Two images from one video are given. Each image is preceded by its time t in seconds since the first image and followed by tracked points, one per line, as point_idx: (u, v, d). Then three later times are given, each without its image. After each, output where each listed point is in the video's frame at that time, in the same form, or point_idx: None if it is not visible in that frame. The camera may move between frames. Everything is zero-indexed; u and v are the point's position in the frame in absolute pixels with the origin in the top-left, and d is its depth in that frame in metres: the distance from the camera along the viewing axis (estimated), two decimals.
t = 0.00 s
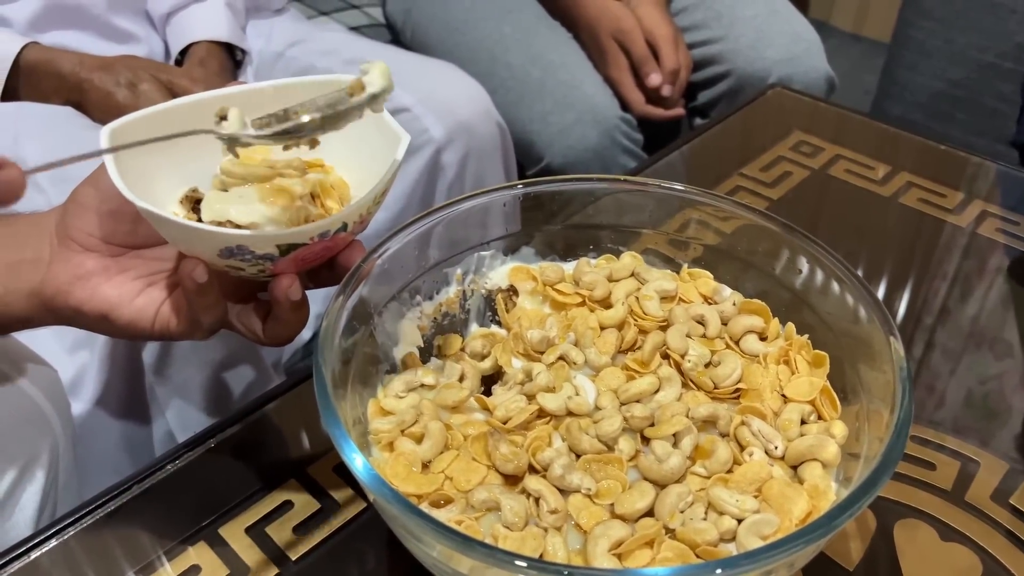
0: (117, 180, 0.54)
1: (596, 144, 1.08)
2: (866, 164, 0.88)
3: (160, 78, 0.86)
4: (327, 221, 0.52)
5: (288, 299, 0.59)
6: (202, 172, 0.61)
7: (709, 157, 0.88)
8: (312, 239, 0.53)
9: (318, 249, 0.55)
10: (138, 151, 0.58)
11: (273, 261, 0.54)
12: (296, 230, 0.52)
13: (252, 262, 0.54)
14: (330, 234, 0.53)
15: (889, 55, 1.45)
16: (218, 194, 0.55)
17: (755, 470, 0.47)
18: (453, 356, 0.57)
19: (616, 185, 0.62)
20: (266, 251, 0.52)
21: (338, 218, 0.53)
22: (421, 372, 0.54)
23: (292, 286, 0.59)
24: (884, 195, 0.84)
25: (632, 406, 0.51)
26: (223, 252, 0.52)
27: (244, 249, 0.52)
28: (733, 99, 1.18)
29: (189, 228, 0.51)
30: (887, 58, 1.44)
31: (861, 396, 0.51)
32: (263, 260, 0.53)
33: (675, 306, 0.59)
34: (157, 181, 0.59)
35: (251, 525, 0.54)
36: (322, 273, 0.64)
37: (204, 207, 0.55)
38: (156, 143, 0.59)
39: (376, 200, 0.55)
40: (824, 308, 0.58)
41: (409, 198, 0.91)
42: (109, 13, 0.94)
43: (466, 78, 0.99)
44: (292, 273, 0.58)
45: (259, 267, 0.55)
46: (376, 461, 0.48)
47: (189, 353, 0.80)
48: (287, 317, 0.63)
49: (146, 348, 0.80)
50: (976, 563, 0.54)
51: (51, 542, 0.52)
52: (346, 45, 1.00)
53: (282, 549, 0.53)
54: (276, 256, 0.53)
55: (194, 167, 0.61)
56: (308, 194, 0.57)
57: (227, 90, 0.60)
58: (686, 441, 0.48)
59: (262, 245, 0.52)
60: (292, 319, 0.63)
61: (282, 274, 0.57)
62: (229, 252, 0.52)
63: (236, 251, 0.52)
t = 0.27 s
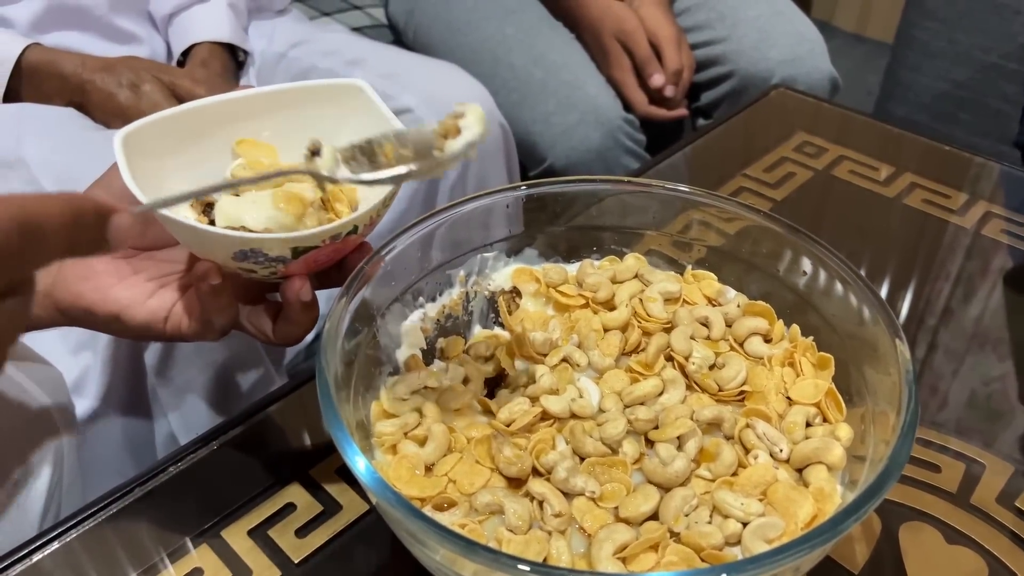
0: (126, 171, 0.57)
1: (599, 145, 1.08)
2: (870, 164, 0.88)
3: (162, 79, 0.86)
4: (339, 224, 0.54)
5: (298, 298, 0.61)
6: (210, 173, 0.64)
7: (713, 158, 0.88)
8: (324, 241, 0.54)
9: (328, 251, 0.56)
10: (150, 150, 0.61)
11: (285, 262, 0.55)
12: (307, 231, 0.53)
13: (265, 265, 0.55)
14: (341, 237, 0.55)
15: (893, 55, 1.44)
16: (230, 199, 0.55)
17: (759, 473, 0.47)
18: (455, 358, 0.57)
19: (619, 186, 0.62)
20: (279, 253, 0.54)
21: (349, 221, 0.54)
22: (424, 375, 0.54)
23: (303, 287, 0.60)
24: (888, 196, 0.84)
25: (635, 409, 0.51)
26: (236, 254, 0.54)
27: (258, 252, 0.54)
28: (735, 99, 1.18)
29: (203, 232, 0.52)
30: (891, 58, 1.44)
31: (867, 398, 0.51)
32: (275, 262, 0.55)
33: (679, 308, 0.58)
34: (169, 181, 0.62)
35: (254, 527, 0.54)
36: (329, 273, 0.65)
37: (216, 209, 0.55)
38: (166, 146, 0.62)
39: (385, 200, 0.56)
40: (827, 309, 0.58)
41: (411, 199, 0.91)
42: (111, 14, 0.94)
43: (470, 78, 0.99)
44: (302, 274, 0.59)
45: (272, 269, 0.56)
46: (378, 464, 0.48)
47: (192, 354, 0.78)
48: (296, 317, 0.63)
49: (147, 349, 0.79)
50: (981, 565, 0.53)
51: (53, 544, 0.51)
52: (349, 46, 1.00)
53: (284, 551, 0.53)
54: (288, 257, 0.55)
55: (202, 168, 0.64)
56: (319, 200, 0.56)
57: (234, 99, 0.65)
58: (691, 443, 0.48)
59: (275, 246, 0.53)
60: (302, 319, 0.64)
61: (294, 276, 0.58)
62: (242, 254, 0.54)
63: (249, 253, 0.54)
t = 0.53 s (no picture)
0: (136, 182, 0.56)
1: (599, 146, 1.08)
2: (870, 166, 0.87)
3: (160, 81, 0.86)
4: (345, 227, 0.55)
5: (306, 303, 0.60)
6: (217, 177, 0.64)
7: (713, 159, 0.87)
8: (330, 244, 0.55)
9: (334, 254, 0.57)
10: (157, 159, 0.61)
11: (292, 266, 0.56)
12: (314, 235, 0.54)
13: (273, 268, 0.56)
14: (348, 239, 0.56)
15: (893, 56, 1.44)
16: (238, 207, 0.57)
17: (759, 478, 0.46)
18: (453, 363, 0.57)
19: (618, 189, 0.62)
20: (287, 256, 0.55)
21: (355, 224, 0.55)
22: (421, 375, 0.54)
23: (309, 290, 0.59)
24: (889, 198, 0.84)
25: (635, 413, 0.50)
26: (244, 258, 0.55)
27: (266, 254, 0.54)
28: (736, 100, 1.17)
29: (214, 236, 0.53)
30: (892, 58, 1.43)
31: (867, 402, 0.51)
32: (284, 265, 0.56)
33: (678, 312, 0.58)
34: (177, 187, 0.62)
35: (252, 532, 0.54)
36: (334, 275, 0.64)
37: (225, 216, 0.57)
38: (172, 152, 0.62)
39: (390, 204, 0.58)
40: (828, 312, 0.57)
41: (410, 201, 0.91)
42: (111, 16, 0.94)
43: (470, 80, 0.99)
44: (309, 275, 0.59)
45: (279, 272, 0.57)
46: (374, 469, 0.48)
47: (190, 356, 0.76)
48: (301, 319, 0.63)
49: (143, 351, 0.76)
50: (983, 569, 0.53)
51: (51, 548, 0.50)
52: (349, 47, 0.99)
53: (282, 555, 0.53)
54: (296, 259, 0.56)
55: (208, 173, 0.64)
56: (324, 205, 0.59)
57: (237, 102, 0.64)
58: (690, 448, 0.48)
59: (284, 250, 0.54)
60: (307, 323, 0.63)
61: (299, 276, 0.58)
62: (250, 258, 0.55)
63: (258, 257, 0.55)
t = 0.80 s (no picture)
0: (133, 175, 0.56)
1: (598, 145, 1.07)
2: (870, 164, 0.87)
3: (158, 80, 0.86)
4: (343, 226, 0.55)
5: (306, 301, 0.60)
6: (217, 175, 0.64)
7: (713, 158, 0.87)
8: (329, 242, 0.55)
9: (332, 252, 0.57)
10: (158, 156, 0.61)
11: (291, 265, 0.56)
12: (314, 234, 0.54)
13: (271, 267, 0.56)
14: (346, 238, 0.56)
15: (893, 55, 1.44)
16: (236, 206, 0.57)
17: (758, 477, 0.46)
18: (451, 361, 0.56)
19: (617, 187, 0.61)
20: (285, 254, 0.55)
21: (353, 223, 0.55)
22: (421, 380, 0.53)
23: (309, 288, 0.60)
24: (889, 196, 0.83)
25: (633, 412, 0.50)
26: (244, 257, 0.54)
27: (264, 253, 0.54)
28: (736, 99, 1.17)
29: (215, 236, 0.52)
30: (892, 57, 1.43)
31: (866, 400, 0.51)
32: (282, 264, 0.56)
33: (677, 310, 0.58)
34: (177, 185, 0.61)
35: (250, 531, 0.54)
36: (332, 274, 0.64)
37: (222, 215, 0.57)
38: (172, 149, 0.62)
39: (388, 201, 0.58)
40: (827, 310, 0.57)
41: (408, 200, 0.91)
42: (108, 16, 0.94)
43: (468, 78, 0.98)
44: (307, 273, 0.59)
45: (277, 271, 0.57)
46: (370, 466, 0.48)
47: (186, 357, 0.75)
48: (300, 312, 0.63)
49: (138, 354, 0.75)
50: (983, 568, 0.53)
51: (48, 548, 0.50)
52: (348, 47, 0.99)
53: (279, 555, 0.52)
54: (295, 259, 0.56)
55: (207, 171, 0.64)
56: (322, 204, 0.59)
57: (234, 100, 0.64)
58: (688, 447, 0.48)
59: (282, 248, 0.54)
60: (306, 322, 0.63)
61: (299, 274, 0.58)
62: (249, 257, 0.54)
63: (257, 256, 0.55)
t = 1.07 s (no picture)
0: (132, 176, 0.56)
1: (597, 144, 1.07)
2: (869, 164, 0.87)
3: (157, 80, 0.86)
4: (345, 227, 0.55)
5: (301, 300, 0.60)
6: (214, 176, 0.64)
7: (711, 158, 0.87)
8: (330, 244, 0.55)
9: (333, 254, 0.57)
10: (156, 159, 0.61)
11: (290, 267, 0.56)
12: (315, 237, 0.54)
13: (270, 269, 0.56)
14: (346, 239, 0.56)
15: (893, 53, 1.44)
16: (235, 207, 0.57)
17: (756, 477, 0.46)
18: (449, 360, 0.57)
19: (615, 188, 0.61)
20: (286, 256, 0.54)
21: (354, 224, 0.56)
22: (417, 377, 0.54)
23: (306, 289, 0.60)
24: (887, 196, 0.83)
25: (631, 412, 0.50)
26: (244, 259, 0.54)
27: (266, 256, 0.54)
28: (735, 98, 1.17)
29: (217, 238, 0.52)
30: (891, 55, 1.43)
31: (864, 400, 0.51)
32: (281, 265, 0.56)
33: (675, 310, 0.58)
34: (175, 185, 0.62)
35: (248, 532, 0.53)
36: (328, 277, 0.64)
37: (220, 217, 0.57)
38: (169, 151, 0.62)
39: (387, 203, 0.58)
40: (824, 311, 0.57)
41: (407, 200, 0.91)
42: (107, 16, 0.94)
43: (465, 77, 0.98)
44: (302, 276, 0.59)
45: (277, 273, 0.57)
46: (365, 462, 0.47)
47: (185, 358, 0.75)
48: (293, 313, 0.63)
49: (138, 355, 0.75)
50: (981, 568, 0.53)
51: (49, 549, 0.51)
52: (347, 46, 0.99)
53: (278, 556, 0.52)
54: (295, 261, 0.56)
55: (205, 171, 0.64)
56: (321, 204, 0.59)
57: (230, 101, 0.64)
58: (687, 447, 0.48)
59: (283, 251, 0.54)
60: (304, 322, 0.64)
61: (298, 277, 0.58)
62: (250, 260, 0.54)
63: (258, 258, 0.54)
